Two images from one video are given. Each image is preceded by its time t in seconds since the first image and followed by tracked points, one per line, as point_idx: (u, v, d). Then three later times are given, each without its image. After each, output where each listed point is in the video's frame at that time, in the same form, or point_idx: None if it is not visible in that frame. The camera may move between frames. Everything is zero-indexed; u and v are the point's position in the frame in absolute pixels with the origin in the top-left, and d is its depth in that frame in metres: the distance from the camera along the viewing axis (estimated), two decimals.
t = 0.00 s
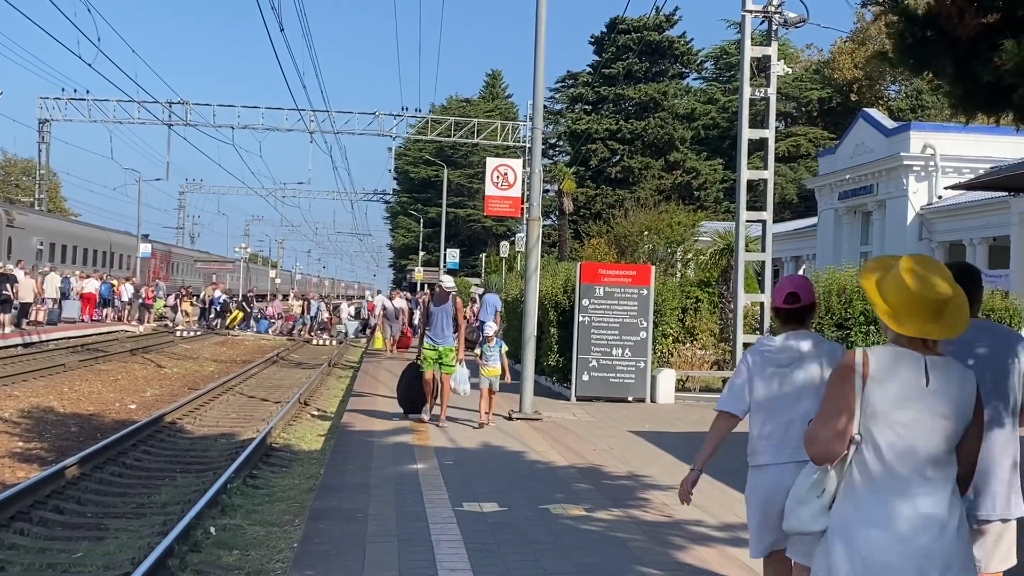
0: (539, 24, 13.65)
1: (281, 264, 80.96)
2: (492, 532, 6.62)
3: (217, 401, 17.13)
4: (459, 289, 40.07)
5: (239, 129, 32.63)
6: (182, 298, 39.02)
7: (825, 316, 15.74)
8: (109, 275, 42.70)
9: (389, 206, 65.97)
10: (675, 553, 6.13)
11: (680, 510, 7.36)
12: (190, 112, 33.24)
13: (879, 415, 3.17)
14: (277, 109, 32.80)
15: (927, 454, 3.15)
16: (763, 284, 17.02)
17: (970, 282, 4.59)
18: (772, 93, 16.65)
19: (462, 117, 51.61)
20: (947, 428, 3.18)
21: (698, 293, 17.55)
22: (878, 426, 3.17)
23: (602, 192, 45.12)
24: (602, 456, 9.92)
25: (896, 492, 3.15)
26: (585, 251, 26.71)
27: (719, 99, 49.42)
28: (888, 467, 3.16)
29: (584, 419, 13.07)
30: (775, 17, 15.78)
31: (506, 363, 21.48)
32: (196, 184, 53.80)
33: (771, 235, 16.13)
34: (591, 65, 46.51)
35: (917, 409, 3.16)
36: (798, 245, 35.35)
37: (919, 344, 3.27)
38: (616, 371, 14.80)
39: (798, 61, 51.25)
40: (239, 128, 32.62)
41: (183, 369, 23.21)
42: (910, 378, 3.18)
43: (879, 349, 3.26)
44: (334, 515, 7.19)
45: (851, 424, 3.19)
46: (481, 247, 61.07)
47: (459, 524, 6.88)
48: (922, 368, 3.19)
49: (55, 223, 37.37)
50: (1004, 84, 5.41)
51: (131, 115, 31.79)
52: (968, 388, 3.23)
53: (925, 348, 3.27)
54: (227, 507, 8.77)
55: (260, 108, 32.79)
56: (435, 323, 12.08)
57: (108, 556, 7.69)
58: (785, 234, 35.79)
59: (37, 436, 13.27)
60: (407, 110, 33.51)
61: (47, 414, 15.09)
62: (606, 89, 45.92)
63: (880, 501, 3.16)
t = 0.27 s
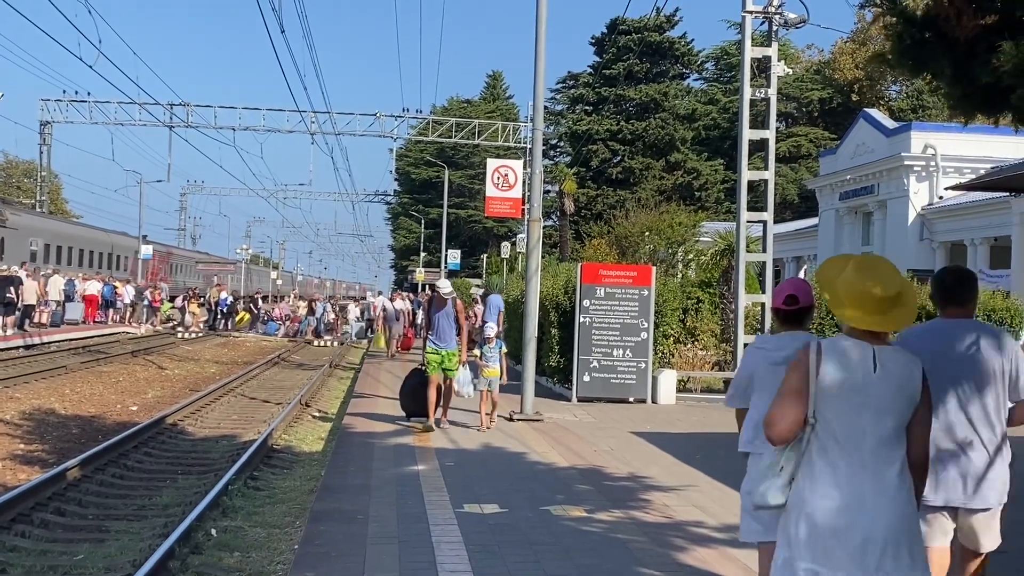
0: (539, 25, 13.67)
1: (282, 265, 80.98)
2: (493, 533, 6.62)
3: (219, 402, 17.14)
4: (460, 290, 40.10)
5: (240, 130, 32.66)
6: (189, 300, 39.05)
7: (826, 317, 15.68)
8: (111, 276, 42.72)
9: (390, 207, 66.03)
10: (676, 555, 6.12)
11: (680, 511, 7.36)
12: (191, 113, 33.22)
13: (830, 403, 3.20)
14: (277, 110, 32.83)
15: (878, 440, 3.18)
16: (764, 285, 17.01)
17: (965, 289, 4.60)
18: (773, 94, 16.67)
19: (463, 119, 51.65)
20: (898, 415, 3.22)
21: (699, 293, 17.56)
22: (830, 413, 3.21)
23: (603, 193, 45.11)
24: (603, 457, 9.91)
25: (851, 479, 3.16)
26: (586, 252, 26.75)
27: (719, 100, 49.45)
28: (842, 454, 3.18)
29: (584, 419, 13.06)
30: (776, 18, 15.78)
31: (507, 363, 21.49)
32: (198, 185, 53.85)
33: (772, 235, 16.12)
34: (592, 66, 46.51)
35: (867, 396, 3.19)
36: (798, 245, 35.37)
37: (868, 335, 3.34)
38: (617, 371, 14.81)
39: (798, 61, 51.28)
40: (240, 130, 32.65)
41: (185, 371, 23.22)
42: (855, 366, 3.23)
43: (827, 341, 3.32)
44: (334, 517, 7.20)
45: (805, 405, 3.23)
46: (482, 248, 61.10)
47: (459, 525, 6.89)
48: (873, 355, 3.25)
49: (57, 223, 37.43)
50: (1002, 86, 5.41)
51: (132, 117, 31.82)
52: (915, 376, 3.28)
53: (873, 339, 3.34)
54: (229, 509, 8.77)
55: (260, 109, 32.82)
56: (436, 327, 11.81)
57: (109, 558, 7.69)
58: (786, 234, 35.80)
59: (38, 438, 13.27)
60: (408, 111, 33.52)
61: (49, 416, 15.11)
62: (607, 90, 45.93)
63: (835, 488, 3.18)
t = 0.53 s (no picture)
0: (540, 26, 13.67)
1: (283, 266, 80.99)
2: (495, 535, 6.62)
3: (220, 404, 17.13)
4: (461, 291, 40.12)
5: (241, 132, 32.71)
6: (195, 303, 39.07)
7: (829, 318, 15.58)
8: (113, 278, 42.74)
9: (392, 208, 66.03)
10: (677, 556, 6.11)
11: (681, 511, 7.36)
12: (193, 115, 33.23)
13: (800, 396, 3.31)
14: (279, 111, 32.87)
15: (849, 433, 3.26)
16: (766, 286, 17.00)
17: (976, 293, 4.83)
18: (773, 94, 16.67)
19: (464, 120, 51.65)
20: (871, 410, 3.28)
21: (701, 294, 17.57)
22: (801, 405, 3.31)
23: (604, 193, 45.12)
24: (604, 458, 9.90)
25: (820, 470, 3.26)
26: (587, 253, 26.75)
27: (720, 100, 49.47)
28: (814, 446, 3.29)
29: (586, 421, 13.06)
30: (776, 18, 15.78)
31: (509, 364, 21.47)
32: (200, 187, 53.88)
33: (773, 236, 16.10)
34: (593, 66, 46.50)
35: (838, 391, 3.27)
36: (800, 245, 35.35)
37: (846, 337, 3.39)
38: (619, 372, 14.80)
39: (800, 61, 51.30)
40: (241, 131, 32.70)
41: (186, 373, 23.22)
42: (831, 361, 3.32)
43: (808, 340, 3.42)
44: (335, 519, 7.19)
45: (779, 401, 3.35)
46: (484, 248, 61.11)
47: (461, 526, 6.89)
48: (846, 353, 3.32)
49: (59, 226, 37.56)
50: (1001, 86, 5.41)
51: (133, 119, 31.85)
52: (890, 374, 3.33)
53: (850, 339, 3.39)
54: (230, 510, 8.77)
55: (262, 111, 32.84)
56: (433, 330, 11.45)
57: (111, 561, 7.69)
58: (787, 234, 35.78)
59: (40, 440, 13.27)
60: (409, 112, 33.55)
61: (50, 418, 15.11)
62: (609, 90, 45.94)
63: (808, 478, 3.27)
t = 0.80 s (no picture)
0: (540, 28, 13.69)
1: (285, 269, 80.98)
2: (496, 536, 6.62)
3: (222, 406, 17.14)
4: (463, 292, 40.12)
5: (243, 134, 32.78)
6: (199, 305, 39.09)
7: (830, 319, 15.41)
8: (114, 281, 42.75)
9: (393, 209, 66.03)
10: (679, 558, 6.11)
11: (683, 513, 7.36)
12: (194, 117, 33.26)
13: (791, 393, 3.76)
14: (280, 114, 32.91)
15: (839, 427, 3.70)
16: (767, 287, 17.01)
17: (976, 294, 4.90)
18: (774, 96, 16.69)
19: (465, 121, 51.66)
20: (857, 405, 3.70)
21: (703, 295, 17.57)
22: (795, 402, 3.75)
23: (606, 194, 45.10)
24: (606, 460, 9.90)
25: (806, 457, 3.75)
26: (589, 254, 26.75)
27: (721, 101, 49.43)
28: (809, 435, 3.73)
29: (588, 422, 13.05)
30: (777, 19, 15.79)
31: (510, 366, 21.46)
32: (201, 190, 53.89)
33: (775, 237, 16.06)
34: (594, 68, 46.49)
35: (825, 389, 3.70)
36: (801, 246, 35.34)
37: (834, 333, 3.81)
38: (620, 373, 14.79)
39: (801, 62, 51.28)
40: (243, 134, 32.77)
41: (188, 375, 23.22)
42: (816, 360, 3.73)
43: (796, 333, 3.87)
44: (337, 521, 7.19)
45: (776, 394, 3.79)
46: (485, 250, 61.10)
47: (462, 528, 6.89)
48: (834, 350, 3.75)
49: (60, 229, 37.60)
50: (1001, 87, 5.41)
51: (134, 122, 31.90)
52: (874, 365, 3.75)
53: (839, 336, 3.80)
54: (232, 512, 8.77)
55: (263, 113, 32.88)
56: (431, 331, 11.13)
57: (113, 563, 7.69)
58: (789, 235, 35.76)
59: (42, 443, 13.28)
60: (410, 114, 33.57)
61: (52, 421, 15.12)
62: (610, 91, 45.95)
63: (804, 464, 3.73)
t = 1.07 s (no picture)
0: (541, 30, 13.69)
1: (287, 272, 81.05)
2: (499, 539, 6.61)
3: (225, 410, 17.14)
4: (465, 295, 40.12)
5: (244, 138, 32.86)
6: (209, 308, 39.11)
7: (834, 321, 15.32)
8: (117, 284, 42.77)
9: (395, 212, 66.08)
10: (682, 560, 6.12)
11: (686, 514, 7.37)
12: (195, 121, 33.30)
13: (778, 389, 4.02)
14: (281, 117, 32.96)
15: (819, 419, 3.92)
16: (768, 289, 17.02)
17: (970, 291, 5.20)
18: (775, 97, 16.69)
19: (466, 124, 51.71)
20: (839, 401, 3.92)
21: (704, 297, 17.58)
22: (777, 394, 4.03)
23: (607, 196, 45.14)
24: (608, 462, 9.90)
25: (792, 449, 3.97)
26: (590, 256, 26.74)
27: (722, 103, 49.44)
28: (783, 424, 4.00)
29: (590, 424, 13.06)
30: (777, 20, 15.79)
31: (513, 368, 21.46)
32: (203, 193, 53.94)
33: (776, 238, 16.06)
34: (595, 69, 46.50)
35: (809, 384, 3.94)
36: (803, 247, 35.34)
37: (817, 334, 4.07)
38: (622, 375, 14.79)
39: (801, 64, 51.31)
40: (244, 137, 32.86)
41: (190, 378, 23.23)
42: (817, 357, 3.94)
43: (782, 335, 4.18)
44: (340, 524, 7.19)
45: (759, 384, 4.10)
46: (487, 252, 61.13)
47: (465, 531, 6.89)
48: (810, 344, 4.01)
49: (63, 232, 37.63)
50: (1003, 87, 5.41)
51: (136, 125, 31.94)
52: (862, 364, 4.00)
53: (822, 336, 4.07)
54: (234, 515, 8.77)
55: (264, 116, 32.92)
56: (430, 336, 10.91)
57: (116, 566, 7.69)
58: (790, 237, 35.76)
59: (44, 447, 13.29)
60: (412, 117, 33.62)
61: (55, 425, 15.13)
62: (611, 93, 45.98)
63: (780, 452, 4.00)
